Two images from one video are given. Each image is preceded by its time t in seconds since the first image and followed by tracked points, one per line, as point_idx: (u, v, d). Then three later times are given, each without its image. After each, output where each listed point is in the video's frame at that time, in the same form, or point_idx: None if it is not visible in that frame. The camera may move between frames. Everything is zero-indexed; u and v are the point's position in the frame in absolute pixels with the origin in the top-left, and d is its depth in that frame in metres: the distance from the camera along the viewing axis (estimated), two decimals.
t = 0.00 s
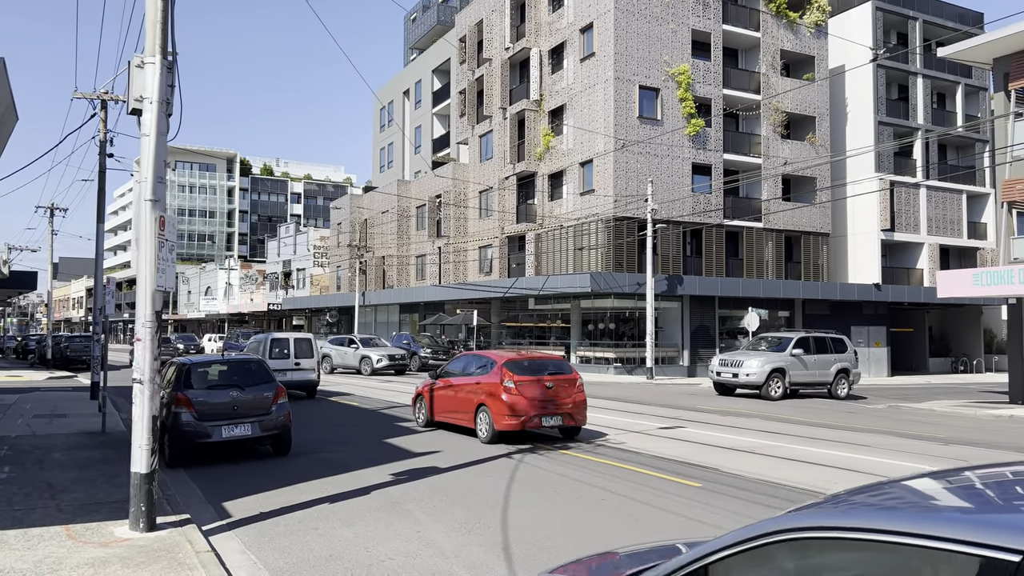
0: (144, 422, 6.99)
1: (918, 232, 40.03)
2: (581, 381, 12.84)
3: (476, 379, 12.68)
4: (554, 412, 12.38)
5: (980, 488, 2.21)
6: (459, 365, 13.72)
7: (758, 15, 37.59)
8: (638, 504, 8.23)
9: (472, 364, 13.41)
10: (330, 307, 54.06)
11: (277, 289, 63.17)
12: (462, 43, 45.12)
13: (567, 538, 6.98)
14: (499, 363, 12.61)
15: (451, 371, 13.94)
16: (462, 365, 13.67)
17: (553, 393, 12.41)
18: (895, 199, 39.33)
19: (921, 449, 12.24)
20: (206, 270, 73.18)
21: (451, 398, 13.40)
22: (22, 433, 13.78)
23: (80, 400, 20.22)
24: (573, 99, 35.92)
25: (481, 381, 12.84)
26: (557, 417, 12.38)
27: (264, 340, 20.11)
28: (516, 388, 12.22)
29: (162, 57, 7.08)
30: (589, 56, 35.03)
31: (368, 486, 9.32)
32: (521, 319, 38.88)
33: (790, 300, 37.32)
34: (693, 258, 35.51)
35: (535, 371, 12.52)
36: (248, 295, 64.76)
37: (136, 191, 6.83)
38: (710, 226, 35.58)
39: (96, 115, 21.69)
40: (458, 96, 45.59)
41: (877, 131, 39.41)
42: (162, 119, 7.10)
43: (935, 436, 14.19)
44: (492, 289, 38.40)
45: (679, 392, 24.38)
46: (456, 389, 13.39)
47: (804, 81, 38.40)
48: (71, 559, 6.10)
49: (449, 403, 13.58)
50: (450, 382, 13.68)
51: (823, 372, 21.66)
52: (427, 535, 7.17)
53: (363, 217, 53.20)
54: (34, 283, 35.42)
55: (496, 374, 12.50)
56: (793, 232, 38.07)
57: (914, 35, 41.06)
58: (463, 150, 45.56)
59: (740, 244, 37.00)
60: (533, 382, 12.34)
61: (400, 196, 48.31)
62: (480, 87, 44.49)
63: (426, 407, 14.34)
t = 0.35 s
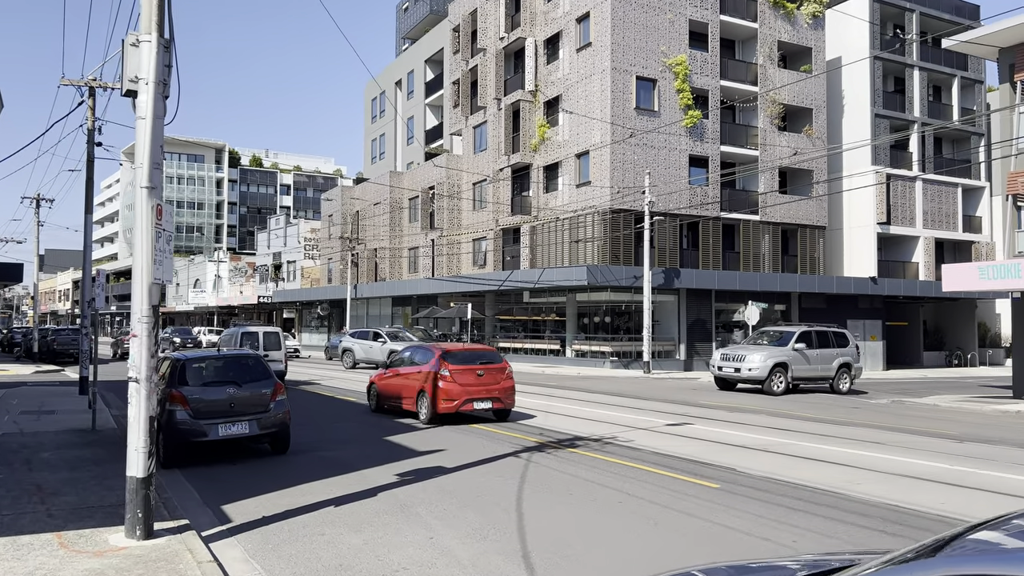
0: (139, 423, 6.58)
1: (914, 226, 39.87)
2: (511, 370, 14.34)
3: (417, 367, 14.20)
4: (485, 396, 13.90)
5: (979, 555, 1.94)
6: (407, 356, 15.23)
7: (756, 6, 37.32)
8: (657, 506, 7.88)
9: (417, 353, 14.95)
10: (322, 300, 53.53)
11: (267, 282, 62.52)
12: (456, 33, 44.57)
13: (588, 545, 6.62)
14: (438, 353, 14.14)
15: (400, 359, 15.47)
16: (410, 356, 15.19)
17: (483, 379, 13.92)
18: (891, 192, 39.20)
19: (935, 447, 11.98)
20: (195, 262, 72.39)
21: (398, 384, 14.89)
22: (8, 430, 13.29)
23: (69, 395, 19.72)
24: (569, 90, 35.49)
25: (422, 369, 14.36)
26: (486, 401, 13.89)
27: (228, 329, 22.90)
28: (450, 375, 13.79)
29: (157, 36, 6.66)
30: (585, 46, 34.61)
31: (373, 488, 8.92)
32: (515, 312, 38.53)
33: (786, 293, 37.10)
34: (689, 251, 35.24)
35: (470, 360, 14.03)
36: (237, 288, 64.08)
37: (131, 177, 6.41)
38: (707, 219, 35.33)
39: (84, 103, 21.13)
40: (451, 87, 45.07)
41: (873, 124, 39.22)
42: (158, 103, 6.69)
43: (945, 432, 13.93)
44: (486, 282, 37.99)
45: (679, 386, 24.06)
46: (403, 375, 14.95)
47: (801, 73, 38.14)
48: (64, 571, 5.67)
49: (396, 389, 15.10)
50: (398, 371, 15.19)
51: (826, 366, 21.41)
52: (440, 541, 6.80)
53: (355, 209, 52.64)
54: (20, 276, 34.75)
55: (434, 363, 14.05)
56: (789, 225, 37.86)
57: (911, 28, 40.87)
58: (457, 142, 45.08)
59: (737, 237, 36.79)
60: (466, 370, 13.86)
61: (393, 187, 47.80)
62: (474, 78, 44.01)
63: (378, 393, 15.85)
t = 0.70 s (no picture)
0: (152, 426, 6.22)
1: (918, 224, 39.60)
2: (463, 364, 16.03)
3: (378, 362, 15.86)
4: (438, 389, 15.60)
5: None
6: (370, 351, 16.89)
7: (760, 2, 37.02)
8: (690, 513, 7.56)
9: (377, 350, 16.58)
10: (321, 298, 53.15)
11: (265, 280, 62.12)
12: (457, 29, 44.18)
13: (627, 556, 6.29)
14: (397, 349, 15.81)
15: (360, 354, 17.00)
16: (373, 353, 16.83)
17: (437, 371, 15.61)
18: (895, 190, 38.98)
19: (962, 448, 11.69)
20: (193, 260, 71.90)
21: (361, 378, 16.58)
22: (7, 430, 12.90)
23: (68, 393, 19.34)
24: (572, 86, 35.13)
25: (383, 364, 16.02)
26: (440, 392, 15.53)
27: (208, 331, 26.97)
28: (406, 371, 15.46)
29: (171, 16, 6.29)
30: (589, 42, 34.27)
31: (391, 492, 8.58)
32: (518, 310, 38.18)
33: (790, 292, 36.83)
34: (694, 249, 34.93)
35: (423, 357, 15.72)
36: (235, 286, 63.67)
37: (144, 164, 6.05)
38: (711, 216, 35.03)
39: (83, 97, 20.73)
40: (452, 83, 44.69)
41: (878, 121, 38.95)
42: (172, 87, 6.33)
43: (967, 433, 13.64)
44: (488, 280, 37.63)
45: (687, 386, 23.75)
46: (365, 369, 16.58)
47: (806, 70, 37.85)
48: None
49: (360, 382, 16.77)
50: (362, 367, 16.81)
51: (837, 366, 21.12)
52: (468, 550, 6.45)
53: (354, 206, 52.27)
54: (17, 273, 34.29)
55: (390, 360, 15.72)
56: (794, 223, 37.58)
57: (915, 25, 40.62)
58: (458, 139, 44.72)
59: (741, 235, 36.49)
60: (419, 366, 15.54)
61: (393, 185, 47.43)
62: (475, 74, 43.63)
63: (344, 384, 17.51)
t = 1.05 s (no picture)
0: (165, 431, 5.87)
1: (925, 223, 39.33)
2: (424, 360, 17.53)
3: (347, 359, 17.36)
4: (400, 384, 17.06)
5: None
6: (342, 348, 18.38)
7: None
8: (727, 522, 7.22)
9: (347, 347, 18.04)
10: (322, 298, 52.85)
11: (266, 280, 61.80)
12: (459, 27, 43.87)
13: (667, 566, 5.95)
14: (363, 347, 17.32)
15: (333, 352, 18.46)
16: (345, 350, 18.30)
17: (399, 367, 17.07)
18: (902, 189, 38.71)
19: (991, 451, 11.38)
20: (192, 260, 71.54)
21: (332, 372, 18.08)
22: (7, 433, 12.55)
23: (69, 395, 19.01)
24: (577, 84, 34.80)
25: (352, 361, 17.47)
26: (403, 384, 17.06)
27: (186, 334, 29.13)
28: (371, 367, 16.91)
29: None
30: (594, 39, 33.96)
31: (410, 499, 8.23)
32: (522, 310, 37.85)
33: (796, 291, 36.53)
34: (700, 248, 34.63)
35: (387, 355, 17.17)
36: (236, 287, 63.36)
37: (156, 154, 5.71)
38: (718, 215, 34.68)
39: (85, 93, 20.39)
40: (455, 82, 44.38)
41: (884, 119, 38.66)
42: (185, 73, 5.99)
43: (991, 435, 13.33)
44: (492, 279, 37.29)
45: (697, 387, 23.44)
46: (335, 364, 18.06)
47: (812, 69, 37.56)
48: None
49: (332, 375, 18.28)
50: (335, 362, 18.32)
51: (851, 366, 20.81)
52: (498, 563, 6.12)
53: (355, 206, 51.96)
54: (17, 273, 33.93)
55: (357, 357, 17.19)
56: (800, 222, 37.27)
57: (921, 23, 40.37)
58: (461, 138, 44.41)
59: (747, 235, 36.19)
60: (383, 362, 16.97)
61: (396, 184, 47.10)
62: (478, 73, 43.34)
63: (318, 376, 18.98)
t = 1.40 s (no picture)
0: (179, 441, 5.46)
1: (934, 221, 38.94)
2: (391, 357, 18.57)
3: (320, 354, 18.44)
4: (369, 377, 18.08)
5: None
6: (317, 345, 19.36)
7: None
8: (770, 534, 6.81)
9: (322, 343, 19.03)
10: (324, 296, 52.46)
11: (267, 278, 61.38)
12: (464, 22, 43.40)
13: None
14: (334, 343, 18.34)
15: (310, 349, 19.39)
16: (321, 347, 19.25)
17: (369, 362, 18.11)
18: (912, 186, 38.28)
19: None
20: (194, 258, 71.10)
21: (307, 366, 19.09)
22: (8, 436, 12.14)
23: (71, 395, 18.60)
24: (584, 80, 34.33)
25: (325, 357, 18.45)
26: (371, 377, 18.06)
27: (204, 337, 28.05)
28: (342, 361, 17.94)
29: None
30: (602, 34, 33.49)
31: (432, 509, 7.82)
32: (528, 309, 37.45)
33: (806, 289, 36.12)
34: (709, 246, 34.20)
35: (357, 351, 18.20)
36: (238, 285, 62.95)
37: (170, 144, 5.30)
38: (727, 213, 34.21)
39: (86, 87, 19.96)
40: (459, 78, 43.92)
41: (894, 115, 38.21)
42: (201, 57, 5.58)
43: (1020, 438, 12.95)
44: (497, 277, 36.88)
45: (709, 387, 23.03)
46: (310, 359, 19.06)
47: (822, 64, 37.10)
48: None
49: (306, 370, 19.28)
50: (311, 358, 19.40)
51: (868, 366, 20.40)
52: None
53: (358, 204, 51.54)
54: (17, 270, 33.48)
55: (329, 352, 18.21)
56: (810, 220, 36.84)
57: (931, 18, 39.92)
58: (465, 134, 43.99)
59: (756, 232, 35.75)
60: (354, 356, 18.00)
61: (400, 181, 46.66)
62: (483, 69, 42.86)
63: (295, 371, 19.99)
